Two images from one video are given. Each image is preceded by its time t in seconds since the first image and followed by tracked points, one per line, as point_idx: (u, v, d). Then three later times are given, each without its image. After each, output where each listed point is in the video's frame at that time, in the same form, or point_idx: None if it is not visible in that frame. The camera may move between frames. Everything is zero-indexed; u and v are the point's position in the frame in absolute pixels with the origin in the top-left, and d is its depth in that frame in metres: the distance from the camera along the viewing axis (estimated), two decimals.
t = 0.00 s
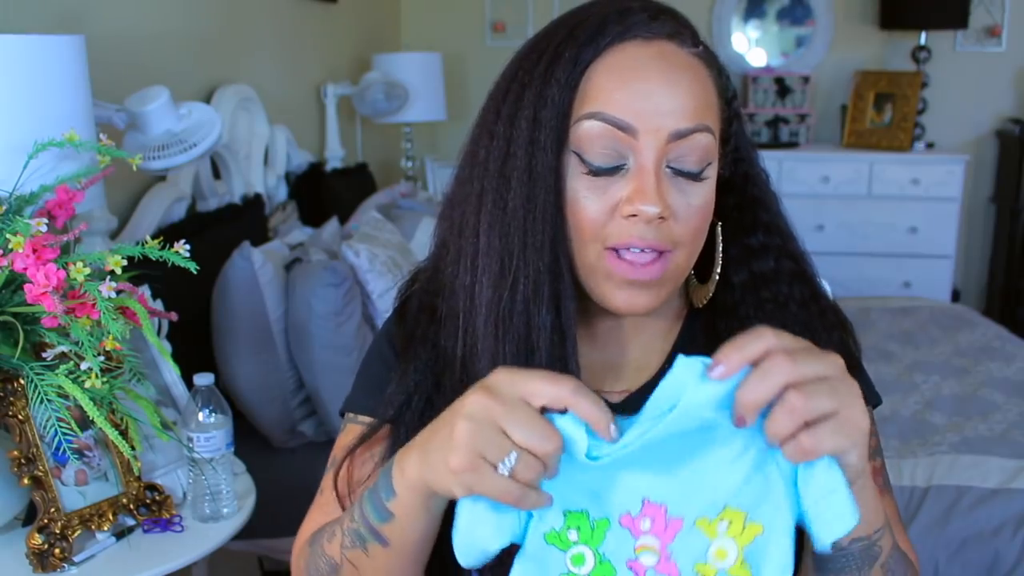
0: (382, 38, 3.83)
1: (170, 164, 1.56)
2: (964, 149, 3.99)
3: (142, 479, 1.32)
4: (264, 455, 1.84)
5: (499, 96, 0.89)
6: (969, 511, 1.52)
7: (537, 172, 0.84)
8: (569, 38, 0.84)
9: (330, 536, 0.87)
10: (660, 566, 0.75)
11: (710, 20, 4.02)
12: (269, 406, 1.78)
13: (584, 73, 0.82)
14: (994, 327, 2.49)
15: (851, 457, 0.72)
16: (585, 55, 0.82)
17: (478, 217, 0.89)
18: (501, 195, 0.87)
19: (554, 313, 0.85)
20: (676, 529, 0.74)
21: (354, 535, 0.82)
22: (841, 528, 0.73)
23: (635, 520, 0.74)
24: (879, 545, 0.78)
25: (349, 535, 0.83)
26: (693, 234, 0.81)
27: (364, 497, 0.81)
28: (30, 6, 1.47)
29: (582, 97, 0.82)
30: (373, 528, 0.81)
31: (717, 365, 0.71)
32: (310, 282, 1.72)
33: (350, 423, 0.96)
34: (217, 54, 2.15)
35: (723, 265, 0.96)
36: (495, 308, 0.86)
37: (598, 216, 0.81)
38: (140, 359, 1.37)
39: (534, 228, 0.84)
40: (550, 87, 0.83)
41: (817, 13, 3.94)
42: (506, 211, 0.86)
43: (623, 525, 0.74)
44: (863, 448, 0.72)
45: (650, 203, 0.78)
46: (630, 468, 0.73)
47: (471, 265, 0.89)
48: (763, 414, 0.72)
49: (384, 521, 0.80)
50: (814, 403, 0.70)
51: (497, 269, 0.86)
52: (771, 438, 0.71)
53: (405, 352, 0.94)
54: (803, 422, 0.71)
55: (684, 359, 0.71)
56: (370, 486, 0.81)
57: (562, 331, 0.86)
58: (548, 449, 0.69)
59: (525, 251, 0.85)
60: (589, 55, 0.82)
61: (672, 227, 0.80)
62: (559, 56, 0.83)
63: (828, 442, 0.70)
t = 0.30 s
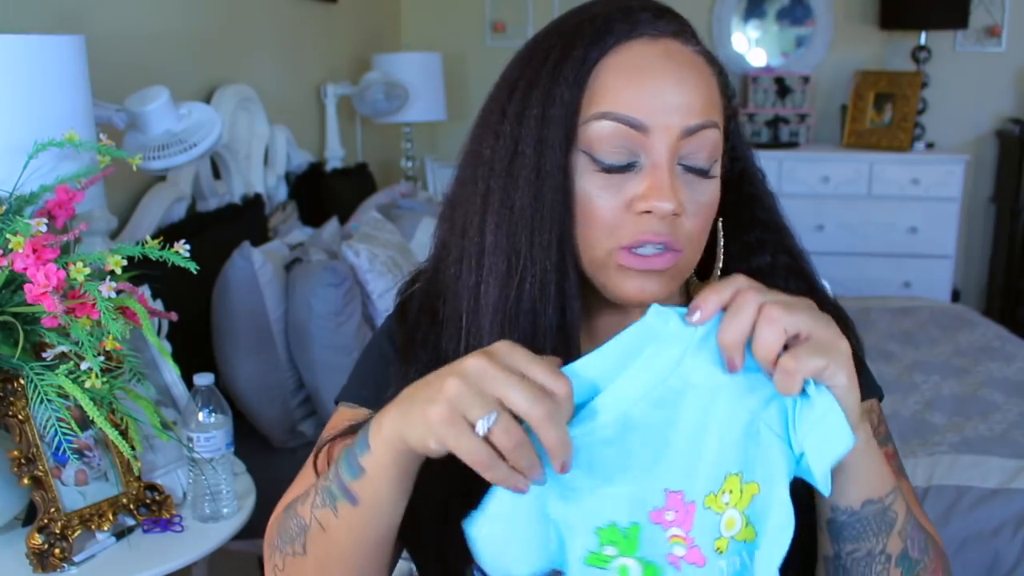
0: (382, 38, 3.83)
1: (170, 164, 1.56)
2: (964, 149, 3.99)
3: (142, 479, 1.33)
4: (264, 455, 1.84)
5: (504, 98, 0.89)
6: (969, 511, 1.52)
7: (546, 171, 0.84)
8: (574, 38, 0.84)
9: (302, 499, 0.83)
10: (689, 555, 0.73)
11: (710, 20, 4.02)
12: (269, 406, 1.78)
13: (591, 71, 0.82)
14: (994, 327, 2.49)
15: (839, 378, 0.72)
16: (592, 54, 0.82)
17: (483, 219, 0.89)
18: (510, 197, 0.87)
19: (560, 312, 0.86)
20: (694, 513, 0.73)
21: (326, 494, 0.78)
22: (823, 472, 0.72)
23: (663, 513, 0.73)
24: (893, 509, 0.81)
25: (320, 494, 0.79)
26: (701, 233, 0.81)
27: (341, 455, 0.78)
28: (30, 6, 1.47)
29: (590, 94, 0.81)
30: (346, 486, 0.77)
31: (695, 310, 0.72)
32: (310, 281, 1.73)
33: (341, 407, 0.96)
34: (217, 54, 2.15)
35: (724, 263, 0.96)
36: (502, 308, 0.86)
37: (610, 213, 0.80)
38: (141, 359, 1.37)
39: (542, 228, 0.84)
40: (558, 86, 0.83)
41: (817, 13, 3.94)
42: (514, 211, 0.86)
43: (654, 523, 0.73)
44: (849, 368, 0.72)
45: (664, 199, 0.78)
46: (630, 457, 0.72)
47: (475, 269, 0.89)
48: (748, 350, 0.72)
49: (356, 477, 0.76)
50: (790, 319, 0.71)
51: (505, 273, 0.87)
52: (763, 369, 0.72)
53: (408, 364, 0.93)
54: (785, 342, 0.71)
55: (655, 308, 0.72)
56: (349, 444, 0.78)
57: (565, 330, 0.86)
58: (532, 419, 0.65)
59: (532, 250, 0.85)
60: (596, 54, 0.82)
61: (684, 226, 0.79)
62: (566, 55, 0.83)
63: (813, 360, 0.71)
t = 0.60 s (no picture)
0: (382, 38, 3.83)
1: (170, 164, 1.56)
2: (964, 149, 3.99)
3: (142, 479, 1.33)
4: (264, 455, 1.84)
5: (550, 96, 0.81)
6: (969, 511, 1.52)
7: (632, 180, 0.76)
8: (645, 43, 0.79)
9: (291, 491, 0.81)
10: (697, 537, 0.72)
11: (710, 20, 4.02)
12: (269, 406, 1.78)
13: (679, 77, 0.78)
14: (994, 327, 2.49)
15: (843, 348, 0.71)
16: (677, 60, 0.78)
17: (521, 232, 0.80)
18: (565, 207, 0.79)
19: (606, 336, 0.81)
20: (705, 493, 0.71)
21: (314, 482, 0.77)
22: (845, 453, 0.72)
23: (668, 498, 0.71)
24: (901, 482, 0.82)
25: (308, 482, 0.78)
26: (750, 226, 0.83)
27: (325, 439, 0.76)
28: (30, 5, 1.47)
29: (680, 98, 0.77)
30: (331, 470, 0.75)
31: (692, 293, 0.70)
32: (310, 281, 1.73)
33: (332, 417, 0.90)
34: (217, 54, 2.15)
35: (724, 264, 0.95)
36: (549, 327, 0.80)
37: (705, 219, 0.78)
38: (140, 359, 1.37)
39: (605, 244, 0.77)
40: (647, 91, 0.77)
41: (817, 13, 3.94)
42: (572, 225, 0.78)
43: (657, 509, 0.71)
44: (853, 337, 0.71)
45: (752, 202, 0.79)
46: (638, 437, 0.71)
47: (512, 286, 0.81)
48: (746, 329, 0.71)
49: (341, 457, 0.74)
50: (789, 294, 0.70)
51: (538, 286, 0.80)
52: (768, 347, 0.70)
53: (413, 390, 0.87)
54: (786, 318, 0.70)
55: (654, 291, 0.71)
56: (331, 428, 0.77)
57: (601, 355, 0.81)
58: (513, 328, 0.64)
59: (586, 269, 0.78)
60: (681, 61, 0.78)
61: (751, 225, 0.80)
62: (645, 59, 0.78)
63: (814, 334, 0.69)
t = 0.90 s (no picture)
0: (382, 38, 3.83)
1: (170, 164, 1.56)
2: (964, 149, 3.99)
3: (142, 479, 1.32)
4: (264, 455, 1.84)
5: (566, 95, 0.79)
6: (969, 511, 1.52)
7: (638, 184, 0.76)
8: (662, 46, 0.79)
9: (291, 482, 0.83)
10: (613, 545, 0.76)
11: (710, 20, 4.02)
12: (269, 406, 1.78)
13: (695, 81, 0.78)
14: (994, 327, 2.49)
15: (858, 381, 0.73)
16: (694, 64, 0.78)
17: (526, 231, 0.80)
18: (571, 209, 0.78)
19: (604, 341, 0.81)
20: (630, 509, 0.75)
21: (310, 468, 0.79)
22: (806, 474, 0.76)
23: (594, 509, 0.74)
24: (901, 477, 0.82)
25: (305, 468, 0.80)
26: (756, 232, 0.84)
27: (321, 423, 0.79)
28: (30, 5, 1.47)
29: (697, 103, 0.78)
30: (326, 451, 0.77)
31: (718, 349, 0.70)
32: (310, 281, 1.73)
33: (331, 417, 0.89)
34: (217, 54, 2.15)
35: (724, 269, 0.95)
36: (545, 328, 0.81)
37: (717, 222, 0.79)
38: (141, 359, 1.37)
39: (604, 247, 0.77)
40: (664, 94, 0.77)
41: (817, 13, 3.94)
42: (576, 226, 0.78)
43: (575, 514, 0.74)
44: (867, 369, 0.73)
45: (760, 206, 0.80)
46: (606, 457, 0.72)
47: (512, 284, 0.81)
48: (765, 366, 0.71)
49: (334, 440, 0.77)
50: (822, 339, 0.70)
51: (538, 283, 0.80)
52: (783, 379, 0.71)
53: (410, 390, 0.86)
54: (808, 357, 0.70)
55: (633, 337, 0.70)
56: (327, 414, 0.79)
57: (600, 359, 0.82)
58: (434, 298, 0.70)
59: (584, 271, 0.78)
60: (697, 65, 0.78)
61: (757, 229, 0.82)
62: (663, 62, 0.78)
63: (832, 369, 0.71)
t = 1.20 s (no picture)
0: (382, 38, 3.83)
1: (170, 163, 1.56)
2: (964, 150, 3.99)
3: (142, 479, 1.32)
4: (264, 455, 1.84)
5: (567, 94, 0.79)
6: (969, 511, 1.52)
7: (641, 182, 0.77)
8: (663, 44, 0.79)
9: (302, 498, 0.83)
10: (552, 518, 0.70)
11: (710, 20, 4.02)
12: (269, 406, 1.78)
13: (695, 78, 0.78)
14: (994, 327, 2.49)
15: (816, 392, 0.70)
16: (695, 62, 0.78)
17: (528, 229, 0.80)
18: (572, 207, 0.79)
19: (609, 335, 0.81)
20: (562, 474, 0.70)
21: (320, 484, 0.79)
22: (736, 446, 0.67)
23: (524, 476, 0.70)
24: (853, 494, 0.77)
25: (315, 484, 0.80)
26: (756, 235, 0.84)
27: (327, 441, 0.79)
28: (30, 5, 1.47)
29: (700, 101, 0.77)
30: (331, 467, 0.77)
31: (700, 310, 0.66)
32: (311, 282, 1.74)
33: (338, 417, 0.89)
34: (217, 54, 2.15)
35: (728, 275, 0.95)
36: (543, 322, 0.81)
37: (716, 219, 0.79)
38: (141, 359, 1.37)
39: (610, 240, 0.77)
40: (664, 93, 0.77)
41: (817, 13, 3.94)
42: (578, 224, 0.78)
43: (507, 485, 0.70)
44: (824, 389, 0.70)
45: (760, 207, 0.80)
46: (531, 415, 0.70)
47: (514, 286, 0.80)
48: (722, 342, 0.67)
49: (338, 456, 0.77)
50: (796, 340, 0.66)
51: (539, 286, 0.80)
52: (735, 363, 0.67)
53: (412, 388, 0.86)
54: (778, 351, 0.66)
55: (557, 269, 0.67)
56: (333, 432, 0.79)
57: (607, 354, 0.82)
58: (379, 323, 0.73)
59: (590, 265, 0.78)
60: (699, 63, 0.78)
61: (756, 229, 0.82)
62: (663, 59, 0.78)
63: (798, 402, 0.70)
